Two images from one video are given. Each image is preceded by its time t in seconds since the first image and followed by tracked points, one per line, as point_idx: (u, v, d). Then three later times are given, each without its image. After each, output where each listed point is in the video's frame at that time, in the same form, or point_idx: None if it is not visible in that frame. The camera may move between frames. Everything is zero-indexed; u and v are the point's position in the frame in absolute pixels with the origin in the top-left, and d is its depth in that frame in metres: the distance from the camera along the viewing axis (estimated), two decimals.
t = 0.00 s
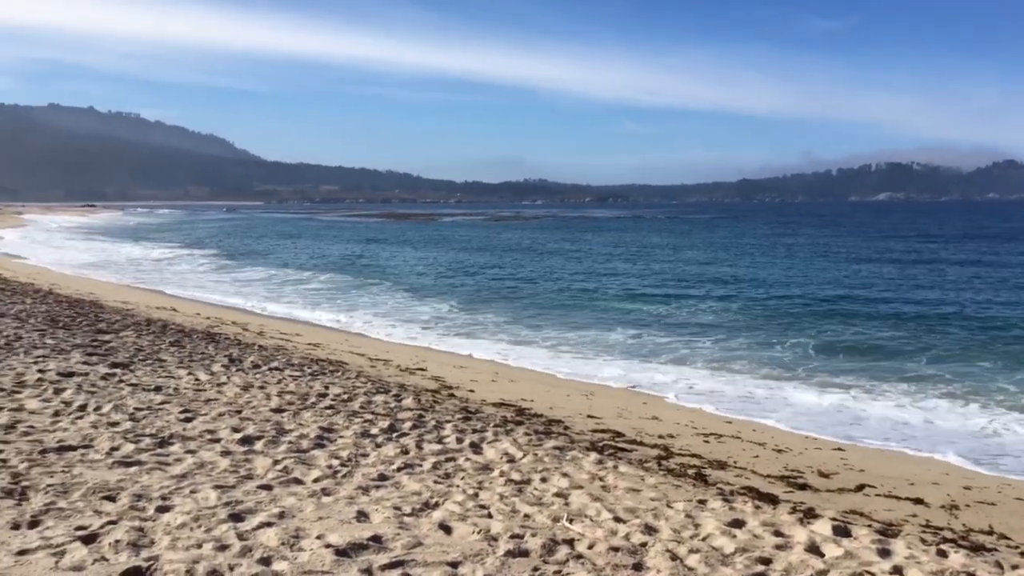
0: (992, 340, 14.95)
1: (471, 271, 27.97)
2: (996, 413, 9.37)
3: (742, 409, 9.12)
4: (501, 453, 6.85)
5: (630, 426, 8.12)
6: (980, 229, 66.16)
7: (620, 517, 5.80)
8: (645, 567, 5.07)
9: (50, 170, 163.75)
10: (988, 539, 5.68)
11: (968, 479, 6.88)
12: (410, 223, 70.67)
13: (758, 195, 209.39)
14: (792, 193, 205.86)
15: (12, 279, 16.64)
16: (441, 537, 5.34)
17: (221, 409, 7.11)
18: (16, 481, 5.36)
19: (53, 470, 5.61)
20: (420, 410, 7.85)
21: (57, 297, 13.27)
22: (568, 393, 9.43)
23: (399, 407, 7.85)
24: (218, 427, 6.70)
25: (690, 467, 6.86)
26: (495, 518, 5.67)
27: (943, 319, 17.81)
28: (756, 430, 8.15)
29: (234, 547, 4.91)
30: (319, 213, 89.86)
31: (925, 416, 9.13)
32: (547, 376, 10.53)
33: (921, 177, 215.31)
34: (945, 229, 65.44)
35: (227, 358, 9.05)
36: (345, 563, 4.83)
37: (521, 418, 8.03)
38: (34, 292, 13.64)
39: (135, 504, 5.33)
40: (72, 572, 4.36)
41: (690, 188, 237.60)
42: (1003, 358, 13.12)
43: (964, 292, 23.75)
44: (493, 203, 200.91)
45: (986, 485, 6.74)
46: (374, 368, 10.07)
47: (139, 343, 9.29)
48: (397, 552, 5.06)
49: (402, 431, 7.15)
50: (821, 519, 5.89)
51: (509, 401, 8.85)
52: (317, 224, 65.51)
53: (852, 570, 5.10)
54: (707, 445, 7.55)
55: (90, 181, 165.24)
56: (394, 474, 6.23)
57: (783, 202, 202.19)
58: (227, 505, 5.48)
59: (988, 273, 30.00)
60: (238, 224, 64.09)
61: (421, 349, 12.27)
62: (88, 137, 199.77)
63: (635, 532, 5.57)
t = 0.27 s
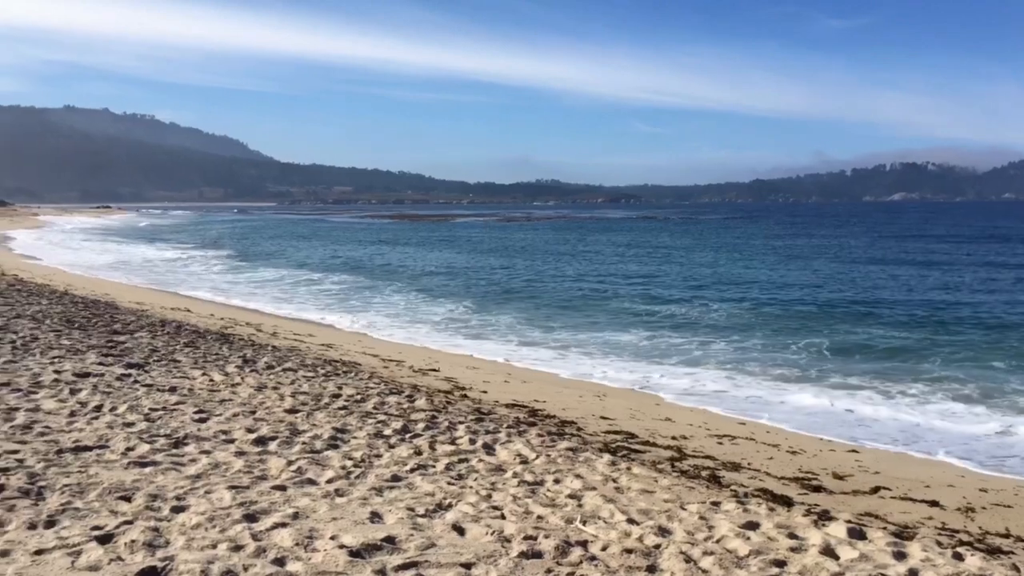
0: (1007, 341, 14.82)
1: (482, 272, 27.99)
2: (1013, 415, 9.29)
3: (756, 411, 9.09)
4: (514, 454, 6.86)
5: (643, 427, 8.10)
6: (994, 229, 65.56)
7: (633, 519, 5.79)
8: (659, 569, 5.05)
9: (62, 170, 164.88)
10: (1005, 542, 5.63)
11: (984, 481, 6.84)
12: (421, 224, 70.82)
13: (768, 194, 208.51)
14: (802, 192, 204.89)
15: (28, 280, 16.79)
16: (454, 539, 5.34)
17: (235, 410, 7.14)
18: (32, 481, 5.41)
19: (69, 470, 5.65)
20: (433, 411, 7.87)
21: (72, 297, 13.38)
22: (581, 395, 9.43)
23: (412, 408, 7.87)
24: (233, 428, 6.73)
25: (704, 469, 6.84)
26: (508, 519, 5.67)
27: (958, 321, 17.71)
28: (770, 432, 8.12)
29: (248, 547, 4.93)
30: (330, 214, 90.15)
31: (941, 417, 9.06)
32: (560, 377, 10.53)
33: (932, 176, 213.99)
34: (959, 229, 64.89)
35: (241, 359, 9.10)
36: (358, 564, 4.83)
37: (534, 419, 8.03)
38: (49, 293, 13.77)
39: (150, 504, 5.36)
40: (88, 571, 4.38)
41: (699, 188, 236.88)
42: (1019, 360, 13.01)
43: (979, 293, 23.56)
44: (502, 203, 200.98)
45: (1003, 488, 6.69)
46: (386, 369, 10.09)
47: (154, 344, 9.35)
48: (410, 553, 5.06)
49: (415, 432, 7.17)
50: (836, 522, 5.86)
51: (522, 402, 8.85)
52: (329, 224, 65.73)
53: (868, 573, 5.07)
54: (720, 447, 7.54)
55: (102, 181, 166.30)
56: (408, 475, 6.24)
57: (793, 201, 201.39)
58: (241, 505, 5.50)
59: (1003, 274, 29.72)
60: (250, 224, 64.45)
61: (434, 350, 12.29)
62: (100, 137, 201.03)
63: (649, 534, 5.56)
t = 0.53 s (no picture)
0: None
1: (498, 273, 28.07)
2: None
3: (774, 414, 9.05)
4: (531, 455, 6.86)
5: (661, 429, 8.09)
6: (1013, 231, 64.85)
7: (651, 521, 5.78)
8: (677, 571, 5.04)
9: (78, 172, 166.51)
10: None
11: (1006, 485, 6.77)
12: (436, 225, 71.06)
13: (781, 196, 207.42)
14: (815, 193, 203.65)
15: (51, 280, 17.02)
16: (472, 540, 5.34)
17: (254, 410, 7.19)
18: (54, 479, 5.46)
19: (90, 469, 5.70)
20: (450, 412, 7.89)
21: (93, 298, 13.54)
22: (598, 396, 9.42)
23: (430, 409, 7.89)
24: (251, 428, 6.77)
25: (721, 471, 6.82)
26: (525, 521, 5.67)
27: (979, 323, 17.59)
28: (789, 435, 8.08)
29: (267, 547, 4.95)
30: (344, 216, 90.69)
31: (961, 421, 8.98)
32: (577, 379, 10.53)
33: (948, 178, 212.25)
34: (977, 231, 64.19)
35: (260, 359, 9.16)
36: (376, 564, 4.85)
37: (551, 420, 8.03)
38: (72, 293, 13.95)
39: (171, 503, 5.40)
40: (110, 569, 4.42)
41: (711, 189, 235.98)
42: None
43: (998, 296, 23.31)
44: (514, 204, 201.18)
45: None
46: (404, 370, 10.14)
47: (173, 344, 9.43)
48: (428, 554, 5.07)
49: (433, 433, 7.19)
50: (855, 525, 5.82)
51: (539, 404, 8.86)
52: (344, 226, 66.11)
53: None
54: (738, 449, 7.51)
55: (118, 183, 167.85)
56: (425, 476, 6.26)
57: (807, 202, 200.30)
58: (260, 505, 5.53)
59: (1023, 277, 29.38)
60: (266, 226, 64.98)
61: (450, 351, 12.32)
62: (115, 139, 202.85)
63: (666, 536, 5.54)
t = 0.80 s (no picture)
0: None
1: (515, 275, 28.11)
2: None
3: (793, 417, 9.02)
4: (549, 458, 6.87)
5: (680, 432, 8.08)
6: None
7: (670, 525, 5.76)
8: None
9: (95, 172, 168.13)
10: None
11: None
12: (452, 226, 71.33)
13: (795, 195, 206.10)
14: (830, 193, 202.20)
15: (75, 282, 17.26)
16: (491, 542, 5.34)
17: (273, 411, 7.24)
18: (77, 479, 5.52)
19: (112, 469, 5.76)
20: (469, 414, 7.91)
21: (116, 299, 13.71)
22: (616, 399, 9.41)
23: (448, 411, 7.91)
24: (271, 429, 6.82)
25: (741, 475, 6.80)
26: (544, 523, 5.67)
27: (1004, 326, 17.42)
28: (809, 438, 8.05)
29: (287, 548, 4.98)
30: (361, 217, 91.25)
31: (984, 425, 8.90)
32: (595, 381, 10.52)
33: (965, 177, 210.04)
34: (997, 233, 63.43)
35: (279, 360, 9.23)
36: (395, 565, 4.86)
37: (570, 423, 8.04)
38: (94, 295, 14.11)
39: (192, 503, 5.44)
40: (132, 569, 4.46)
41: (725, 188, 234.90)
42: None
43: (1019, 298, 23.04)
44: (526, 203, 201.19)
45: None
46: (422, 371, 10.17)
47: (194, 345, 9.51)
48: (447, 556, 5.08)
49: (451, 435, 7.21)
50: (876, 530, 5.78)
51: (557, 406, 8.87)
52: (362, 228, 66.42)
53: None
54: (758, 453, 7.49)
55: (134, 183, 169.37)
56: (444, 478, 6.27)
57: (823, 202, 198.80)
58: (280, 505, 5.56)
59: None
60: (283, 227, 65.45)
61: (468, 353, 12.35)
62: (132, 139, 204.64)
63: (685, 540, 5.52)
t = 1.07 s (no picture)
0: None
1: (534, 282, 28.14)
2: None
3: (817, 425, 8.95)
4: (573, 466, 6.86)
5: (704, 441, 8.05)
6: None
7: (694, 534, 5.73)
8: None
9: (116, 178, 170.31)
10: None
11: None
12: (471, 233, 71.48)
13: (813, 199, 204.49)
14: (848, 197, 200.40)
15: (104, 289, 17.53)
16: (514, 550, 5.33)
17: (298, 417, 7.29)
18: (105, 484, 5.58)
19: (139, 474, 5.82)
20: (492, 421, 7.92)
21: (143, 306, 13.90)
22: (640, 407, 9.40)
23: (471, 418, 7.93)
24: (296, 435, 6.87)
25: (766, 484, 6.76)
26: (567, 531, 5.66)
27: None
28: (835, 447, 7.98)
29: (312, 554, 5.00)
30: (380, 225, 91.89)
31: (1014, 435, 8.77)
32: (617, 388, 10.50)
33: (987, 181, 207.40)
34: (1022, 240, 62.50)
35: (304, 367, 9.30)
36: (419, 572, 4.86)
37: (593, 431, 8.03)
38: (121, 301, 14.32)
39: (218, 509, 5.48)
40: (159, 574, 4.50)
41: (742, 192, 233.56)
42: None
43: None
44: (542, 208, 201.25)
45: None
46: (445, 379, 10.21)
47: (219, 351, 9.61)
48: (471, 563, 5.07)
49: (474, 442, 7.22)
50: (904, 541, 5.71)
51: (580, 413, 8.86)
52: (381, 235, 66.76)
53: None
54: (783, 462, 7.44)
55: (155, 188, 171.44)
56: (467, 485, 6.28)
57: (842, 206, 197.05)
58: (305, 512, 5.59)
59: None
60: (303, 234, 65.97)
61: (490, 360, 12.38)
62: (155, 146, 207.54)
63: (710, 550, 5.48)
